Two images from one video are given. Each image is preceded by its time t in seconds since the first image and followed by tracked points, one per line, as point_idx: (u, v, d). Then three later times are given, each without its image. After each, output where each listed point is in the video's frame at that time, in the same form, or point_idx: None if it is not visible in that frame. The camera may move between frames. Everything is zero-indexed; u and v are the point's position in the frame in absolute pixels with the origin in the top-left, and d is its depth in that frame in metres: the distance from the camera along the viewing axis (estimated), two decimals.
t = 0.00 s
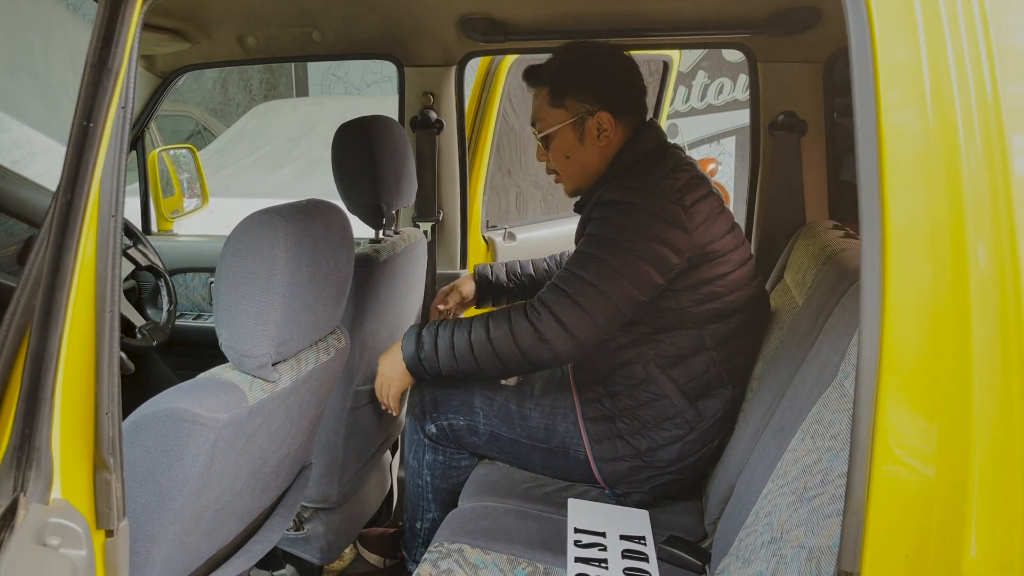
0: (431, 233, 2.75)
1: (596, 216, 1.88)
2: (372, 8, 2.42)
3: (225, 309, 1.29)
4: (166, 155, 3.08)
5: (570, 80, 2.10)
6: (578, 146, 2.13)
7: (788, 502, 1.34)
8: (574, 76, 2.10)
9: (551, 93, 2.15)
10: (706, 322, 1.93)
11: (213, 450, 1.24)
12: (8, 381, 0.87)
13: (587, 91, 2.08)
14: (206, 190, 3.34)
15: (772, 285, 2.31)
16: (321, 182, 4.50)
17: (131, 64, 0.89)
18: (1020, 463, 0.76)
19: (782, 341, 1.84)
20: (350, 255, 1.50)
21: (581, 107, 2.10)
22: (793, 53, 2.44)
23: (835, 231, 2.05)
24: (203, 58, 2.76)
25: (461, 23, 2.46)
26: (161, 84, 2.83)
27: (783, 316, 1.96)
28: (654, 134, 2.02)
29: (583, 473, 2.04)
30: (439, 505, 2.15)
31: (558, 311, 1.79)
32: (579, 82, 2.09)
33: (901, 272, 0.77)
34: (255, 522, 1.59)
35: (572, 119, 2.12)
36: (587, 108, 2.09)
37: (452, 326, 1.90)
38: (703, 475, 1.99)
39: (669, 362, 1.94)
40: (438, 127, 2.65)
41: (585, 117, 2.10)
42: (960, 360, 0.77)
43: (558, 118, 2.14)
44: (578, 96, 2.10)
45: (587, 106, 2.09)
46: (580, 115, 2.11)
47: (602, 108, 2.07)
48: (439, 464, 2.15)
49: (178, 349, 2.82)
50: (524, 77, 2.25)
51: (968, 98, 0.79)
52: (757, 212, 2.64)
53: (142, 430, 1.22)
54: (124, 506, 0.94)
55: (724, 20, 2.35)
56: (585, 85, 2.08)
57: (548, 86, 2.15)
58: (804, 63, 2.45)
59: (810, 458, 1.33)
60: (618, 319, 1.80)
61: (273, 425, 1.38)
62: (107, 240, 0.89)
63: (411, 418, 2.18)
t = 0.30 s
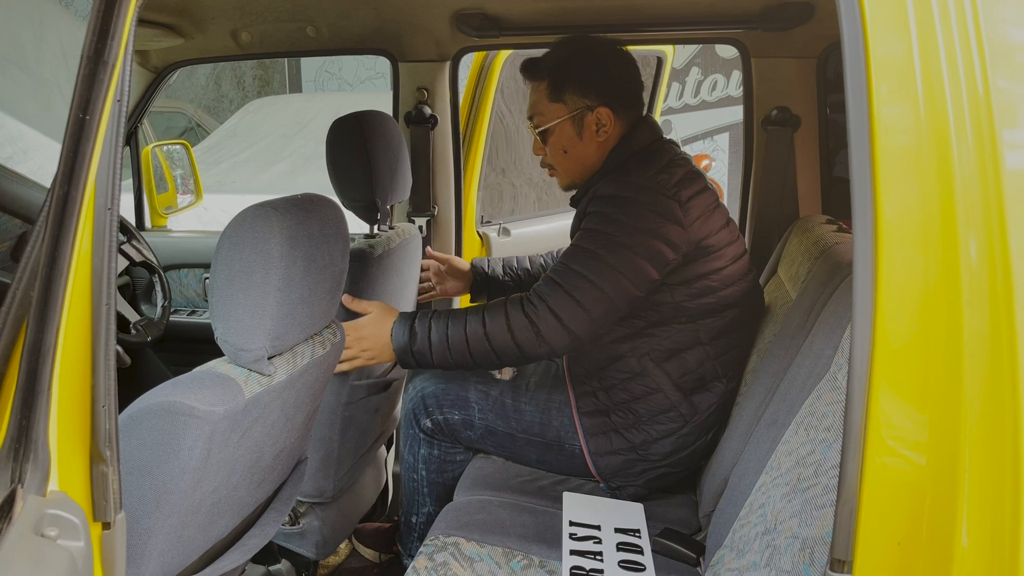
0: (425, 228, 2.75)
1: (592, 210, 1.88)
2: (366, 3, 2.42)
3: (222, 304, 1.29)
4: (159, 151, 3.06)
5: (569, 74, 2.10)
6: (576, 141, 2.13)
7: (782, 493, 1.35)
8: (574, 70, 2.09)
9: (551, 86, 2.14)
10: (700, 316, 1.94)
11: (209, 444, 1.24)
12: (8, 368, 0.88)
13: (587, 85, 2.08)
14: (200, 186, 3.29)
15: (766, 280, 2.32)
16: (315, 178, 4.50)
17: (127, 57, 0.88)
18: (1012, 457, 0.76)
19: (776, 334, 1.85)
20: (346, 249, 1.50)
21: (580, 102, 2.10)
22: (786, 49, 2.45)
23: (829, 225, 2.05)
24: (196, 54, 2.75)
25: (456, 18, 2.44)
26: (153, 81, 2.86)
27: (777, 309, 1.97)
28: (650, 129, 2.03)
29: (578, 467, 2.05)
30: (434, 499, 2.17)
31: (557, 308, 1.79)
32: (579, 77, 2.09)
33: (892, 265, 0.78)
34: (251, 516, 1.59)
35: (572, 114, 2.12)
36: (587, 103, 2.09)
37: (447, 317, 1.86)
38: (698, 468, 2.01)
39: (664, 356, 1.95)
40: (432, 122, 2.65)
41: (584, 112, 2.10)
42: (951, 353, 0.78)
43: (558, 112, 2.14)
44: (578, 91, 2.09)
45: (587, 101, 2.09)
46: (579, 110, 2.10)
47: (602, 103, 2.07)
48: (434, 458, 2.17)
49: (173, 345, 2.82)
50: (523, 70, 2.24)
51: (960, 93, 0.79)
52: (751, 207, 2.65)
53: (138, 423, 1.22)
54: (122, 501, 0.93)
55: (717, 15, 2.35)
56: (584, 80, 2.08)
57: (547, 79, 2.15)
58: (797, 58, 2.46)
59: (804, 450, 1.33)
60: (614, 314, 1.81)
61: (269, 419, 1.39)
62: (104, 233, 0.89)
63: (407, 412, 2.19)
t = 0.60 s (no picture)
0: (422, 225, 2.75)
1: (590, 206, 1.88)
2: None
3: (221, 298, 1.29)
4: (154, 148, 3.08)
5: (564, 71, 2.11)
6: (572, 137, 2.14)
7: (778, 487, 1.36)
8: (568, 67, 2.10)
9: (545, 83, 2.15)
10: (696, 312, 1.96)
11: (208, 438, 1.25)
12: (8, 361, 0.88)
13: (583, 82, 2.09)
14: (195, 183, 3.32)
15: (761, 276, 2.33)
16: (310, 175, 4.49)
17: (127, 52, 0.88)
18: (1009, 450, 0.76)
19: (772, 330, 1.86)
20: (344, 244, 1.50)
21: (575, 98, 2.11)
22: (781, 45, 2.47)
23: (824, 220, 2.06)
24: (192, 50, 2.75)
25: (452, 13, 2.46)
26: (146, 79, 2.86)
27: (773, 305, 1.98)
28: (647, 125, 2.03)
29: (575, 462, 2.06)
30: (431, 495, 2.17)
31: (557, 305, 1.80)
32: (574, 74, 2.10)
33: (889, 258, 0.79)
34: (248, 512, 1.59)
35: (567, 111, 2.13)
36: (582, 100, 2.10)
37: (446, 316, 1.89)
38: (694, 462, 2.02)
39: (660, 351, 1.96)
40: (428, 118, 2.65)
41: (580, 108, 2.11)
42: (948, 346, 0.78)
43: (553, 109, 2.15)
44: (574, 88, 2.11)
45: (583, 97, 2.10)
46: (575, 106, 2.11)
47: (597, 100, 2.08)
48: (431, 454, 2.16)
49: (169, 342, 2.82)
50: (517, 68, 2.25)
51: (957, 89, 0.80)
52: (746, 204, 2.66)
53: (137, 418, 1.22)
54: (122, 495, 0.93)
55: (712, 12, 2.36)
56: (580, 76, 2.09)
57: (542, 76, 2.15)
58: (792, 54, 2.47)
59: (801, 444, 1.34)
60: (612, 310, 1.82)
61: (268, 414, 1.39)
62: (103, 228, 0.88)
63: (404, 409, 2.19)
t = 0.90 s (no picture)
0: (419, 223, 2.73)
1: (583, 211, 1.89)
2: None
3: (220, 297, 1.29)
4: (150, 146, 3.07)
5: (550, 75, 2.11)
6: (558, 141, 2.14)
7: (777, 483, 1.36)
8: (551, 72, 2.11)
9: (531, 87, 2.16)
10: (693, 309, 1.96)
11: (208, 435, 1.24)
12: (8, 356, 0.87)
13: (567, 85, 2.09)
14: (192, 180, 3.26)
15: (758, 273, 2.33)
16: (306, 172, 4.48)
17: (128, 48, 0.88)
18: (1010, 446, 0.77)
19: (770, 327, 1.86)
20: (342, 242, 1.50)
21: (560, 102, 2.11)
22: (778, 43, 2.47)
23: (821, 218, 2.06)
24: (188, 47, 2.74)
25: (449, 12, 2.46)
26: (145, 74, 2.84)
27: (771, 303, 1.98)
28: (636, 125, 2.03)
29: (573, 459, 2.06)
30: (430, 493, 2.18)
31: (557, 313, 1.81)
32: (558, 77, 2.10)
33: (890, 254, 0.79)
34: (246, 509, 1.58)
35: (553, 114, 2.13)
36: (567, 103, 2.10)
37: (450, 329, 1.93)
38: (692, 459, 2.03)
39: (659, 348, 1.96)
40: (425, 115, 2.65)
41: (565, 112, 2.11)
42: (948, 342, 0.79)
43: (539, 113, 2.16)
44: (558, 92, 2.11)
45: (567, 101, 2.10)
46: (560, 110, 2.12)
47: (581, 103, 2.08)
48: (430, 451, 2.17)
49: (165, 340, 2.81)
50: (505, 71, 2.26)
51: (958, 86, 0.80)
52: (743, 202, 2.67)
53: (136, 415, 1.22)
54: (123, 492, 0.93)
55: (709, 9, 2.37)
56: (565, 79, 2.09)
57: (528, 79, 2.17)
58: (789, 51, 2.48)
59: (800, 440, 1.35)
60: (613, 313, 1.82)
61: (267, 411, 1.39)
62: (104, 226, 0.88)
63: (403, 407, 2.19)
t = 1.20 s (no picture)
0: (417, 220, 2.74)
1: (577, 204, 1.90)
2: None
3: (218, 294, 1.29)
4: (147, 143, 3.03)
5: (542, 70, 2.11)
6: (550, 136, 2.14)
7: (777, 481, 1.36)
8: (545, 67, 2.11)
9: (524, 83, 2.16)
10: (687, 305, 1.96)
11: (207, 433, 1.24)
12: (8, 353, 0.87)
13: (559, 80, 2.09)
14: (189, 178, 3.26)
15: (756, 271, 2.33)
16: (303, 171, 4.47)
17: (127, 43, 0.87)
18: (1012, 444, 0.77)
19: (768, 325, 1.86)
20: (341, 240, 1.50)
21: (553, 97, 2.11)
22: (776, 41, 2.47)
23: (819, 215, 2.06)
24: (186, 44, 2.73)
25: (447, 10, 2.46)
26: (142, 71, 2.81)
27: (768, 301, 1.98)
28: (631, 120, 2.02)
29: (571, 457, 2.06)
30: (428, 493, 2.17)
31: (546, 304, 1.85)
32: (552, 72, 2.10)
33: (892, 251, 0.79)
34: (245, 509, 1.58)
35: (545, 109, 2.13)
36: (560, 98, 2.10)
37: (443, 322, 2.00)
38: (690, 457, 2.03)
39: (654, 345, 1.96)
40: (423, 113, 2.64)
41: (558, 107, 2.11)
42: (950, 339, 0.79)
43: (531, 108, 2.16)
44: (550, 87, 2.11)
45: (560, 96, 2.10)
46: (553, 105, 2.12)
47: (573, 98, 2.08)
48: (428, 452, 2.17)
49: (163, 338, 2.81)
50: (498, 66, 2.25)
51: (961, 82, 0.80)
52: (741, 200, 2.67)
53: (136, 413, 1.22)
54: (122, 490, 0.93)
55: (707, 7, 2.37)
56: (558, 74, 2.09)
57: (521, 75, 2.16)
58: (788, 49, 2.47)
59: (800, 437, 1.35)
60: (604, 307, 1.85)
61: (267, 409, 1.38)
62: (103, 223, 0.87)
63: (400, 407, 2.19)
